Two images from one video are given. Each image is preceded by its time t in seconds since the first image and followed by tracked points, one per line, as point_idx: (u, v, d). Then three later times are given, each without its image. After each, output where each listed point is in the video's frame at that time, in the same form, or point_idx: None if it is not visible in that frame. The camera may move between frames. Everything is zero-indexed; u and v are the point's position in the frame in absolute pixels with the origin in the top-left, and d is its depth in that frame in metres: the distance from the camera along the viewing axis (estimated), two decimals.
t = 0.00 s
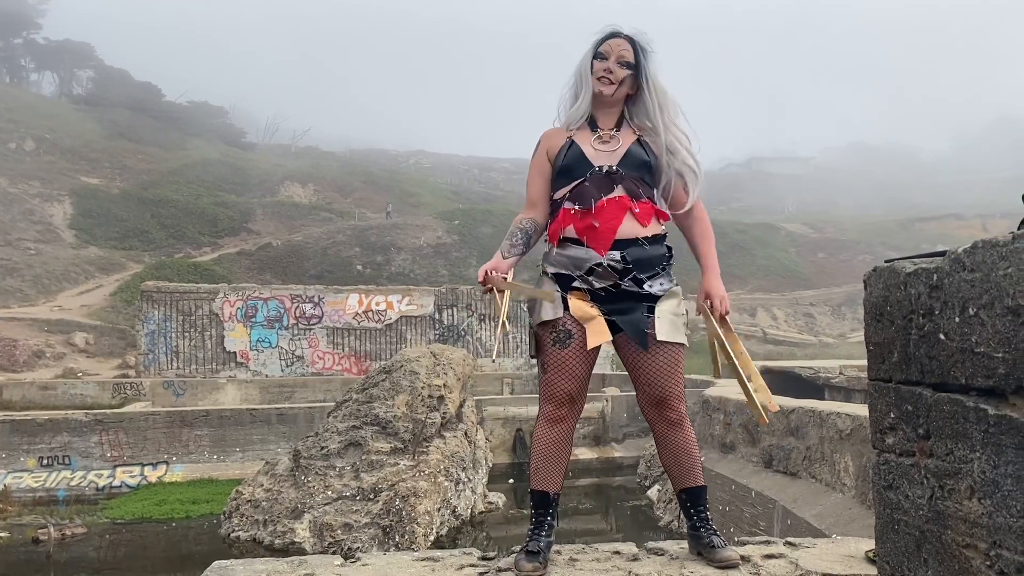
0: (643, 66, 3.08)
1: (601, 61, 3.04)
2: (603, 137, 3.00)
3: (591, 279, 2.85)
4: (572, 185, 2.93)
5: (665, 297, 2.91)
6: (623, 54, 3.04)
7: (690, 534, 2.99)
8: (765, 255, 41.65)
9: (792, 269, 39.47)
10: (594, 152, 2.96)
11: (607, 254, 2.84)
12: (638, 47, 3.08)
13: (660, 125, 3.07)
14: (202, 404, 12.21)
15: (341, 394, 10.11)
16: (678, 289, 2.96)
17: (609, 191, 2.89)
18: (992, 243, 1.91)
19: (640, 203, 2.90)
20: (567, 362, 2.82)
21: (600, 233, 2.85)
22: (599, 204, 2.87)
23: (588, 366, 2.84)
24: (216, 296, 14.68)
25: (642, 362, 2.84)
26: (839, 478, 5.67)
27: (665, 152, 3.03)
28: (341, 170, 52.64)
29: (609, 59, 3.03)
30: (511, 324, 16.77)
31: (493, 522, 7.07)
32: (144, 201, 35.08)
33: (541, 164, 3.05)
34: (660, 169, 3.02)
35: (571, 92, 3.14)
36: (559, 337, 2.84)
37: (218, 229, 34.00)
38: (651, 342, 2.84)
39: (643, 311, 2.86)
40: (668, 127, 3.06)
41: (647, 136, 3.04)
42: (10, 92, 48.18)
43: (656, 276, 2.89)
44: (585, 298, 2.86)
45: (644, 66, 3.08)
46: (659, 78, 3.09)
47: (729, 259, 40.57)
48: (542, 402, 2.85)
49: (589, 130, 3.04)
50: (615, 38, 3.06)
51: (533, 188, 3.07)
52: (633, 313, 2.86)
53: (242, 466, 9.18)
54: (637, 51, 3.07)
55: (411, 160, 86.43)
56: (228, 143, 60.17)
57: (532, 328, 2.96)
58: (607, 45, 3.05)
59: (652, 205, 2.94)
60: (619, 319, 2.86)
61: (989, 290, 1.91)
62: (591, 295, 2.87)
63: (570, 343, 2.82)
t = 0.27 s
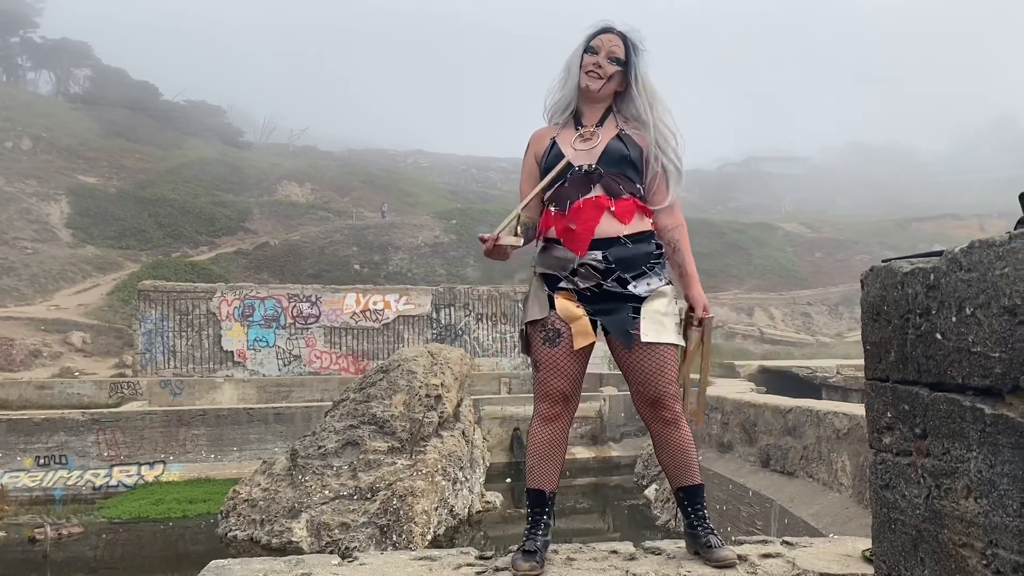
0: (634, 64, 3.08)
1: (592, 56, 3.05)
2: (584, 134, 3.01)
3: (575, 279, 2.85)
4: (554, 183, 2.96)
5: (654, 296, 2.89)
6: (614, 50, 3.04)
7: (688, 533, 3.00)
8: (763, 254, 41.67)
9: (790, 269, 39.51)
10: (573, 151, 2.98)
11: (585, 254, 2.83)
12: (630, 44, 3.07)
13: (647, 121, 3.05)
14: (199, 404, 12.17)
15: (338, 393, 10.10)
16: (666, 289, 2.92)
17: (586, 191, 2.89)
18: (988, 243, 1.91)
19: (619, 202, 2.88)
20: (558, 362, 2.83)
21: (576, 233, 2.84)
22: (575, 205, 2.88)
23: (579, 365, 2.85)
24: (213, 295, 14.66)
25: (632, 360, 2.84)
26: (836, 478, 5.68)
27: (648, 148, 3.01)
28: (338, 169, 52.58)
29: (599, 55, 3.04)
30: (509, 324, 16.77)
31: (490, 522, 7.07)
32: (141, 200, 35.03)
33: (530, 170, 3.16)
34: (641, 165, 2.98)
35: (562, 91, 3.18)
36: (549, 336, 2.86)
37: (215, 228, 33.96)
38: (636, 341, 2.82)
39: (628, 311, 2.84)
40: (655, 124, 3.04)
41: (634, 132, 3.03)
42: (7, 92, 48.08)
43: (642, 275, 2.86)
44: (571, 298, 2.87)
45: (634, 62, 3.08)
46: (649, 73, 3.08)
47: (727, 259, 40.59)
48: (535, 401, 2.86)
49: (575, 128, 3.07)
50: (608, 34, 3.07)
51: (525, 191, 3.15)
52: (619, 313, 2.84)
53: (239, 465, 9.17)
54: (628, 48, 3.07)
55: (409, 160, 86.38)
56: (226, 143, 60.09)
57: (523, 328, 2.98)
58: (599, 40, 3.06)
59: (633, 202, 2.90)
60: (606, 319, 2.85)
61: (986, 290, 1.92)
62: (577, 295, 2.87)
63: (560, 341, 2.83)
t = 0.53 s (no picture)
0: (635, 56, 3.05)
1: (593, 53, 3.01)
2: (605, 130, 2.96)
3: (590, 278, 2.85)
4: (574, 182, 2.90)
5: (666, 293, 2.90)
6: (615, 45, 3.01)
7: (687, 531, 2.99)
8: (760, 254, 41.70)
9: (787, 269, 39.53)
10: (597, 148, 2.93)
11: (609, 251, 2.83)
12: (629, 36, 3.04)
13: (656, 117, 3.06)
14: (196, 404, 12.20)
15: (335, 392, 10.08)
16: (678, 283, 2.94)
17: (613, 187, 2.87)
18: (986, 242, 1.91)
19: (643, 201, 2.90)
20: (565, 362, 2.81)
21: (602, 231, 2.83)
22: (602, 202, 2.85)
23: (586, 365, 2.84)
24: (210, 294, 14.65)
25: (644, 359, 2.83)
26: (833, 477, 5.67)
27: (663, 145, 3.03)
28: (336, 168, 52.57)
29: (601, 52, 3.00)
30: (506, 323, 16.78)
31: (488, 521, 7.07)
32: (138, 199, 35.00)
33: (537, 161, 3.05)
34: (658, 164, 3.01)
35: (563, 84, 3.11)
36: (557, 336, 2.84)
37: (212, 228, 33.94)
38: (652, 339, 2.82)
39: (643, 307, 2.85)
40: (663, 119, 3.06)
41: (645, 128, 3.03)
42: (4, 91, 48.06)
43: (656, 271, 2.88)
44: (585, 298, 2.86)
45: (637, 55, 3.06)
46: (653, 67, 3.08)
47: (725, 258, 40.59)
48: (540, 401, 2.84)
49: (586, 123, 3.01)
50: (607, 29, 3.04)
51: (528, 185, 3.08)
52: (633, 310, 2.85)
53: (236, 465, 9.16)
54: (630, 40, 3.04)
55: (407, 159, 86.37)
56: (223, 142, 60.03)
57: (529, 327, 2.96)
58: (599, 36, 3.02)
59: (655, 202, 2.94)
60: (620, 317, 2.85)
61: (983, 289, 1.92)
62: (592, 294, 2.87)
63: (569, 342, 2.82)
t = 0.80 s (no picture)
0: (627, 56, 3.05)
1: (585, 53, 3.01)
2: (590, 131, 2.97)
3: (577, 278, 2.86)
4: (559, 183, 2.92)
5: (654, 295, 2.90)
6: (606, 45, 3.01)
7: (684, 531, 3.00)
8: (758, 254, 41.75)
9: (784, 268, 39.58)
10: (582, 149, 2.94)
11: (592, 253, 2.83)
12: (622, 36, 3.04)
13: (648, 117, 3.05)
14: (194, 403, 12.21)
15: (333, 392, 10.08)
16: (666, 285, 2.94)
17: (597, 190, 2.88)
18: (983, 242, 1.91)
19: (627, 202, 2.89)
20: (554, 360, 2.82)
21: (585, 233, 2.84)
22: (586, 204, 2.86)
23: (576, 364, 2.84)
24: (208, 294, 14.63)
25: (633, 359, 2.83)
26: (831, 477, 5.68)
27: (653, 145, 3.00)
28: (333, 168, 52.56)
29: (592, 51, 3.00)
30: (504, 322, 16.78)
31: (486, 521, 7.08)
32: (136, 199, 34.99)
33: (528, 163, 3.06)
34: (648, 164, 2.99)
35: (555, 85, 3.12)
36: (547, 334, 2.85)
37: (210, 227, 33.91)
38: (638, 339, 2.82)
39: (629, 308, 2.84)
40: (653, 119, 3.05)
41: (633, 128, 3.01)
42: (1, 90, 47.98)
43: (642, 272, 2.88)
44: (572, 297, 2.86)
45: (628, 54, 3.05)
46: (645, 65, 3.06)
47: (722, 258, 40.64)
48: (532, 401, 2.86)
49: (576, 123, 3.02)
50: (599, 28, 3.03)
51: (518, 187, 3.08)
52: (621, 310, 2.84)
53: (234, 464, 9.16)
54: (622, 41, 3.03)
55: (404, 158, 86.33)
56: (221, 141, 59.97)
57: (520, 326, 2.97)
58: (591, 35, 3.02)
59: (640, 203, 2.93)
60: (606, 317, 2.84)
61: (979, 288, 1.92)
62: (579, 294, 2.87)
63: (558, 341, 2.82)
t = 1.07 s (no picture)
0: (626, 56, 3.03)
1: (585, 55, 2.99)
2: (595, 133, 2.97)
3: (578, 278, 2.84)
4: (563, 184, 2.91)
5: (652, 297, 2.91)
6: (606, 47, 2.99)
7: (680, 532, 3.00)
8: (756, 254, 41.79)
9: (782, 268, 39.61)
10: (587, 151, 2.93)
11: (595, 254, 2.83)
12: (620, 35, 3.02)
13: (648, 117, 3.05)
14: (191, 403, 12.20)
15: (331, 392, 10.08)
16: (665, 287, 2.96)
17: (602, 191, 2.88)
18: (980, 241, 1.91)
19: (632, 204, 2.90)
20: (553, 359, 2.82)
21: (588, 235, 2.84)
22: (591, 206, 2.86)
23: (574, 364, 2.84)
24: (205, 294, 14.61)
25: (630, 361, 2.83)
26: (828, 476, 5.68)
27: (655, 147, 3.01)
28: (331, 168, 52.56)
29: (592, 54, 2.98)
30: (502, 322, 16.78)
31: (484, 521, 7.07)
32: (133, 199, 34.95)
33: (529, 164, 3.04)
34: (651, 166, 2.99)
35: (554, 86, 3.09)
36: (545, 335, 2.84)
37: (208, 227, 33.89)
38: (637, 342, 2.83)
39: (628, 311, 2.86)
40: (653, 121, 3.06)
41: (634, 130, 3.01)
42: None
43: (642, 275, 2.90)
44: (572, 297, 2.86)
45: (628, 55, 3.03)
46: (644, 66, 3.06)
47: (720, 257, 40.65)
48: (530, 399, 2.85)
49: (578, 124, 3.01)
50: (598, 30, 3.01)
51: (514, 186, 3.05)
52: (620, 312, 2.85)
53: (232, 464, 9.15)
54: (620, 41, 3.01)
55: (402, 158, 86.32)
56: (218, 141, 59.91)
57: (515, 325, 2.95)
58: (589, 38, 3.00)
59: (644, 205, 2.94)
60: (607, 319, 2.85)
61: (976, 288, 1.92)
62: (579, 294, 2.86)
63: (557, 341, 2.82)
